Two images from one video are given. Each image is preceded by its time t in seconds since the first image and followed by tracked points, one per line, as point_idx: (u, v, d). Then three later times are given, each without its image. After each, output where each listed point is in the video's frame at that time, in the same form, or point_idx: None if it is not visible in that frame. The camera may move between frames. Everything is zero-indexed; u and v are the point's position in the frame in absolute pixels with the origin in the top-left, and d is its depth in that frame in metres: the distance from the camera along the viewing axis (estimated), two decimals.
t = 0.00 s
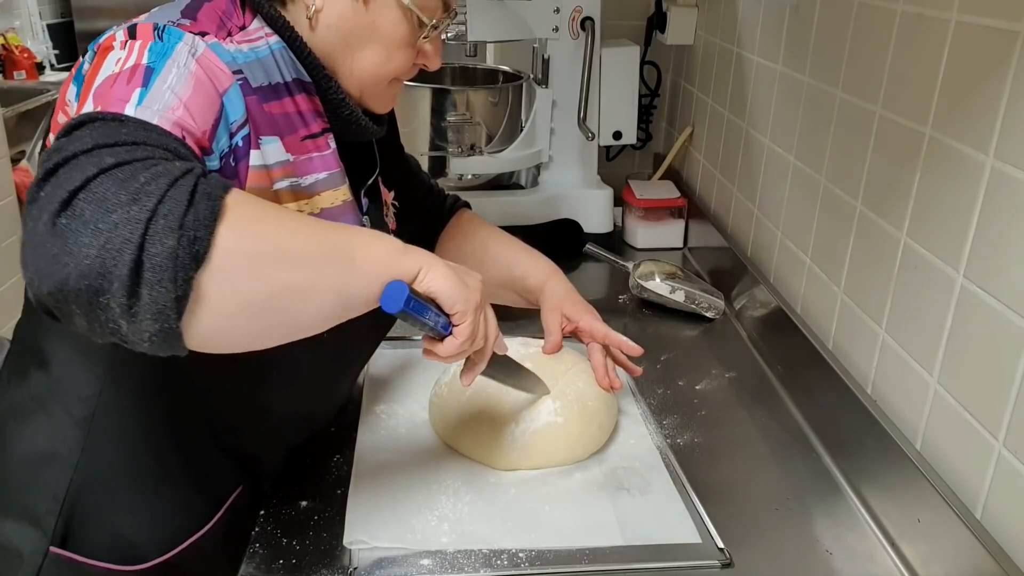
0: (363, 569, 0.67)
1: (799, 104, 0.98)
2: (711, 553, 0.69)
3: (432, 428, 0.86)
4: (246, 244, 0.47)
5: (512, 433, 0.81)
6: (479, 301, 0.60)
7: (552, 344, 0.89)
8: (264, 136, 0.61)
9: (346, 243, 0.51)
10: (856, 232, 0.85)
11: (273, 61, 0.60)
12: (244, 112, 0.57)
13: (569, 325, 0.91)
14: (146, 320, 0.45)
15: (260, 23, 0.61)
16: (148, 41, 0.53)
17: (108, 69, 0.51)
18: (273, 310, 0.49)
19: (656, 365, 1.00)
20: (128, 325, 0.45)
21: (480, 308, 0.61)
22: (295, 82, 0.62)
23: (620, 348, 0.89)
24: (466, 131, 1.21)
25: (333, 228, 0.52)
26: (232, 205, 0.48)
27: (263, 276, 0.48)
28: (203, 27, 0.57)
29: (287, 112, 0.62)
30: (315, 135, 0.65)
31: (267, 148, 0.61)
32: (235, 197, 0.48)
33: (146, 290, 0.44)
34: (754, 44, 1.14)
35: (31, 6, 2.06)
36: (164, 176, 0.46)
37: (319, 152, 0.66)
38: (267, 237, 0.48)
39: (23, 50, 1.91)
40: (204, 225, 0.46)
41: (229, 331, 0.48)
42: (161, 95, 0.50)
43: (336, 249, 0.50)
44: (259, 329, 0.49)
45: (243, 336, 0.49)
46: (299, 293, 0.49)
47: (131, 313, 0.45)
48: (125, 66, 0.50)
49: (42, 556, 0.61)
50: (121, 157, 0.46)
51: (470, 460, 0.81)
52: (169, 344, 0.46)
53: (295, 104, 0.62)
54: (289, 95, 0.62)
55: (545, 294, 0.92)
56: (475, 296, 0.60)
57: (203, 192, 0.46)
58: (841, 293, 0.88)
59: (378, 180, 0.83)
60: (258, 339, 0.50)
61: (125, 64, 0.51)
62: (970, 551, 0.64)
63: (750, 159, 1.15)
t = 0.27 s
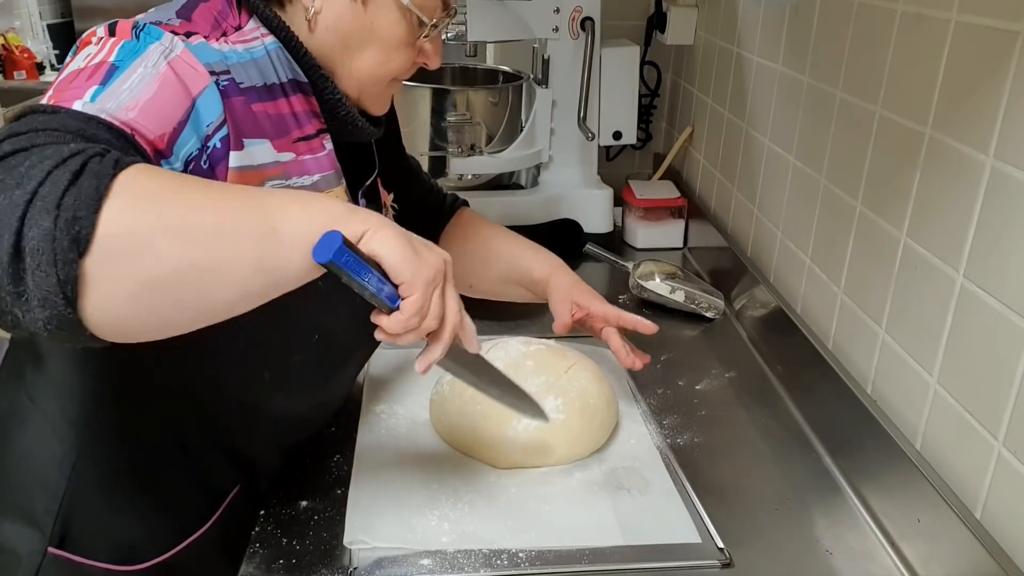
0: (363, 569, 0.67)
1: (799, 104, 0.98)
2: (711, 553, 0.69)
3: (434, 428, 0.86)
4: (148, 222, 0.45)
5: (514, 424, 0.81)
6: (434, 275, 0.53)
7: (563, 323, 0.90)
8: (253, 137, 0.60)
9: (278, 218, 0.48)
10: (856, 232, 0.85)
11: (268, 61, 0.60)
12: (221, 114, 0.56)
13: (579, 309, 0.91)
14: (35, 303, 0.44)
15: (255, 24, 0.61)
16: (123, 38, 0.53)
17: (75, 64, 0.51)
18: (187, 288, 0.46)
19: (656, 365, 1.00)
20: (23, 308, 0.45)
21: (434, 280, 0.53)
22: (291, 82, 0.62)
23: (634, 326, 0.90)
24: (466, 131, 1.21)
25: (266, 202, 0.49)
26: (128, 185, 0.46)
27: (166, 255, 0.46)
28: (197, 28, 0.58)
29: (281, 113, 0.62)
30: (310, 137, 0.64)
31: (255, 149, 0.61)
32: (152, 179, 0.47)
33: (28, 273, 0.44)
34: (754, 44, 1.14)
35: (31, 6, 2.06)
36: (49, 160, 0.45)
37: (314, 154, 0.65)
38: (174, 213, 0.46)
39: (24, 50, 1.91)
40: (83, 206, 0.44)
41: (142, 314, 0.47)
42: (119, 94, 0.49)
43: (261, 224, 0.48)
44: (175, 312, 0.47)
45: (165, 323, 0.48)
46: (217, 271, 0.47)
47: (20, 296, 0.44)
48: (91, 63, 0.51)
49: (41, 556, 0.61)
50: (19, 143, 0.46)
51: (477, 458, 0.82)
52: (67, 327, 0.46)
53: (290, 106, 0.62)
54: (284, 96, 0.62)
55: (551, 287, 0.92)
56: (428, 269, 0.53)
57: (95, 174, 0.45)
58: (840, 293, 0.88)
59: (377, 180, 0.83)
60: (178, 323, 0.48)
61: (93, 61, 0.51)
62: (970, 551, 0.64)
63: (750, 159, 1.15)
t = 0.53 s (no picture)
0: (363, 569, 0.67)
1: (799, 104, 0.98)
2: (711, 553, 0.69)
3: (432, 428, 0.86)
4: (269, 293, 0.47)
5: (516, 430, 0.82)
6: (491, 301, 0.58)
7: (574, 293, 0.89)
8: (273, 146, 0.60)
9: (353, 271, 0.51)
10: (856, 232, 0.85)
11: (277, 66, 0.60)
12: (255, 131, 0.57)
13: (592, 283, 0.90)
14: (192, 389, 0.46)
15: (264, 28, 0.61)
16: (151, 69, 0.51)
17: (116, 105, 0.49)
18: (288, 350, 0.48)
19: (656, 365, 1.00)
20: (173, 392, 0.47)
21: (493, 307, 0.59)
22: (300, 86, 0.61)
23: (647, 286, 0.91)
24: (466, 131, 1.21)
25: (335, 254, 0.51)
26: (249, 260, 0.47)
27: (285, 326, 0.48)
28: (208, 34, 0.58)
29: (291, 117, 0.62)
30: (319, 141, 0.64)
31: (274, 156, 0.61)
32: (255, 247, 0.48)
33: (187, 365, 0.45)
34: (754, 44, 1.14)
35: (30, 6, 2.06)
36: (183, 247, 0.45)
37: (323, 158, 0.65)
38: (286, 283, 0.47)
39: (24, 51, 1.91)
40: (233, 295, 0.46)
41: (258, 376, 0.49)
42: (177, 136, 0.49)
43: (345, 280, 0.50)
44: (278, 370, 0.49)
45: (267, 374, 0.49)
46: (321, 334, 0.49)
47: (179, 386, 0.46)
48: (135, 104, 0.49)
49: (41, 557, 0.62)
50: (139, 230, 0.45)
51: (471, 459, 0.81)
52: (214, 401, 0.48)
53: (300, 110, 0.62)
54: (294, 101, 0.61)
55: (558, 266, 0.92)
56: (485, 296, 0.58)
57: (224, 257, 0.46)
58: (841, 293, 0.88)
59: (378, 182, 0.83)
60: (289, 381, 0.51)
61: (135, 101, 0.49)
62: (970, 550, 0.64)
63: (750, 159, 1.15)
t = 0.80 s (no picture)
0: (363, 569, 0.67)
1: (799, 104, 0.98)
2: (711, 553, 0.69)
3: (434, 430, 0.86)
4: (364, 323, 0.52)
5: (516, 430, 0.82)
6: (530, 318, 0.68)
7: (568, 316, 0.88)
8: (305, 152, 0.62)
9: (421, 299, 0.57)
10: (856, 232, 0.85)
11: (302, 71, 0.60)
12: (298, 138, 0.59)
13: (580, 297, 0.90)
14: (288, 411, 0.50)
15: (289, 33, 0.61)
16: (201, 83, 0.52)
17: (175, 124, 0.50)
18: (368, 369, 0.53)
19: (656, 365, 1.00)
20: (269, 414, 0.50)
21: (531, 323, 0.68)
22: (324, 91, 0.61)
23: (636, 306, 0.90)
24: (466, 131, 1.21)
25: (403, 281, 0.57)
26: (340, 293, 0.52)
27: (369, 349, 0.53)
28: (237, 40, 0.57)
29: (315, 122, 0.62)
30: (340, 145, 0.65)
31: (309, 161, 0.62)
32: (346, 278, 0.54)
33: (289, 390, 0.49)
34: (754, 44, 1.14)
35: (30, 6, 2.06)
36: (289, 281, 0.49)
37: (345, 161, 0.66)
38: (370, 309, 0.53)
39: (23, 51, 1.91)
40: (332, 327, 0.51)
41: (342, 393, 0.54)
42: (240, 155, 0.51)
43: (417, 308, 0.56)
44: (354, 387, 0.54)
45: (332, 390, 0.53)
46: (399, 357, 0.55)
47: (277, 408, 0.50)
48: (195, 124, 0.50)
49: (48, 555, 0.62)
50: (245, 262, 0.48)
51: (471, 459, 0.82)
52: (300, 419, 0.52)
53: (324, 115, 0.62)
54: (317, 105, 0.62)
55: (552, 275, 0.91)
56: (526, 313, 0.67)
57: (318, 288, 0.51)
58: (841, 293, 0.88)
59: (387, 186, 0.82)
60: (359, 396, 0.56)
61: (193, 120, 0.51)
62: (970, 550, 0.64)
63: (750, 159, 1.15)
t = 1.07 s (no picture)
0: (363, 569, 0.67)
1: (799, 104, 0.98)
2: (711, 553, 0.69)
3: (435, 431, 0.86)
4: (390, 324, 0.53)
5: (516, 429, 0.82)
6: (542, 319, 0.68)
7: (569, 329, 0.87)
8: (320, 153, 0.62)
9: (437, 299, 0.58)
10: (856, 232, 0.85)
11: (313, 74, 0.60)
12: (313, 141, 0.59)
13: (579, 312, 0.91)
14: (313, 412, 0.51)
15: (300, 36, 0.60)
16: (218, 84, 0.52)
17: (193, 126, 0.50)
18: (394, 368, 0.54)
19: (656, 365, 1.00)
20: (293, 415, 0.51)
21: (543, 325, 0.69)
22: (334, 94, 0.62)
23: (632, 324, 0.91)
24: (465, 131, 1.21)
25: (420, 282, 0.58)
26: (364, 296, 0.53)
27: (390, 350, 0.54)
28: (250, 43, 0.57)
29: (325, 124, 0.62)
30: (350, 147, 0.65)
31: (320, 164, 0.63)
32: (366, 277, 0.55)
33: (315, 392, 0.50)
34: (754, 44, 1.14)
35: (30, 6, 2.05)
36: (316, 285, 0.50)
37: (354, 164, 0.66)
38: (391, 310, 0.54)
39: (23, 50, 1.91)
40: (358, 330, 0.52)
41: (364, 391, 0.55)
42: (260, 157, 0.51)
43: (435, 307, 0.57)
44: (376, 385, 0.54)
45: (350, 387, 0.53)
46: (419, 356, 0.56)
47: (303, 410, 0.51)
48: (214, 126, 0.50)
49: (50, 554, 0.62)
50: (273, 266, 0.48)
51: (473, 460, 0.81)
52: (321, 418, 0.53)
53: (334, 117, 0.62)
54: (327, 108, 0.62)
55: (554, 287, 0.91)
56: (538, 315, 0.68)
57: (341, 291, 0.51)
58: (841, 293, 0.88)
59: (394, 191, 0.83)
60: (380, 396, 0.56)
61: (211, 122, 0.50)
62: (970, 551, 0.64)
63: (750, 159, 1.15)
